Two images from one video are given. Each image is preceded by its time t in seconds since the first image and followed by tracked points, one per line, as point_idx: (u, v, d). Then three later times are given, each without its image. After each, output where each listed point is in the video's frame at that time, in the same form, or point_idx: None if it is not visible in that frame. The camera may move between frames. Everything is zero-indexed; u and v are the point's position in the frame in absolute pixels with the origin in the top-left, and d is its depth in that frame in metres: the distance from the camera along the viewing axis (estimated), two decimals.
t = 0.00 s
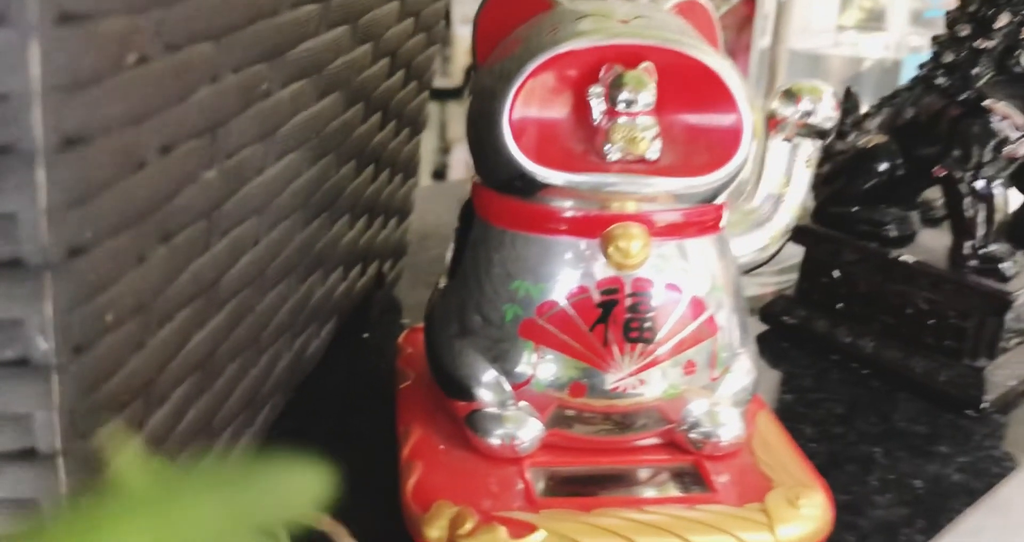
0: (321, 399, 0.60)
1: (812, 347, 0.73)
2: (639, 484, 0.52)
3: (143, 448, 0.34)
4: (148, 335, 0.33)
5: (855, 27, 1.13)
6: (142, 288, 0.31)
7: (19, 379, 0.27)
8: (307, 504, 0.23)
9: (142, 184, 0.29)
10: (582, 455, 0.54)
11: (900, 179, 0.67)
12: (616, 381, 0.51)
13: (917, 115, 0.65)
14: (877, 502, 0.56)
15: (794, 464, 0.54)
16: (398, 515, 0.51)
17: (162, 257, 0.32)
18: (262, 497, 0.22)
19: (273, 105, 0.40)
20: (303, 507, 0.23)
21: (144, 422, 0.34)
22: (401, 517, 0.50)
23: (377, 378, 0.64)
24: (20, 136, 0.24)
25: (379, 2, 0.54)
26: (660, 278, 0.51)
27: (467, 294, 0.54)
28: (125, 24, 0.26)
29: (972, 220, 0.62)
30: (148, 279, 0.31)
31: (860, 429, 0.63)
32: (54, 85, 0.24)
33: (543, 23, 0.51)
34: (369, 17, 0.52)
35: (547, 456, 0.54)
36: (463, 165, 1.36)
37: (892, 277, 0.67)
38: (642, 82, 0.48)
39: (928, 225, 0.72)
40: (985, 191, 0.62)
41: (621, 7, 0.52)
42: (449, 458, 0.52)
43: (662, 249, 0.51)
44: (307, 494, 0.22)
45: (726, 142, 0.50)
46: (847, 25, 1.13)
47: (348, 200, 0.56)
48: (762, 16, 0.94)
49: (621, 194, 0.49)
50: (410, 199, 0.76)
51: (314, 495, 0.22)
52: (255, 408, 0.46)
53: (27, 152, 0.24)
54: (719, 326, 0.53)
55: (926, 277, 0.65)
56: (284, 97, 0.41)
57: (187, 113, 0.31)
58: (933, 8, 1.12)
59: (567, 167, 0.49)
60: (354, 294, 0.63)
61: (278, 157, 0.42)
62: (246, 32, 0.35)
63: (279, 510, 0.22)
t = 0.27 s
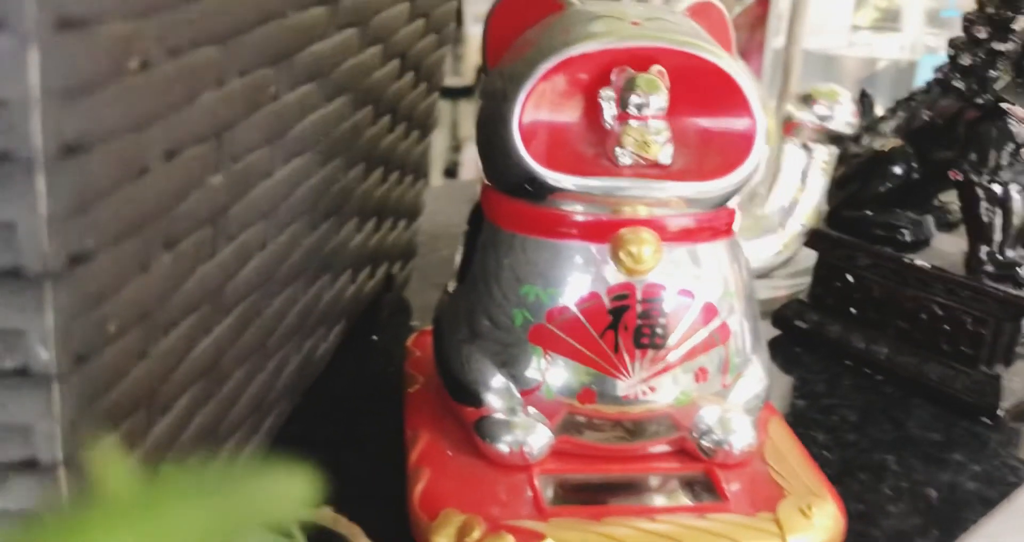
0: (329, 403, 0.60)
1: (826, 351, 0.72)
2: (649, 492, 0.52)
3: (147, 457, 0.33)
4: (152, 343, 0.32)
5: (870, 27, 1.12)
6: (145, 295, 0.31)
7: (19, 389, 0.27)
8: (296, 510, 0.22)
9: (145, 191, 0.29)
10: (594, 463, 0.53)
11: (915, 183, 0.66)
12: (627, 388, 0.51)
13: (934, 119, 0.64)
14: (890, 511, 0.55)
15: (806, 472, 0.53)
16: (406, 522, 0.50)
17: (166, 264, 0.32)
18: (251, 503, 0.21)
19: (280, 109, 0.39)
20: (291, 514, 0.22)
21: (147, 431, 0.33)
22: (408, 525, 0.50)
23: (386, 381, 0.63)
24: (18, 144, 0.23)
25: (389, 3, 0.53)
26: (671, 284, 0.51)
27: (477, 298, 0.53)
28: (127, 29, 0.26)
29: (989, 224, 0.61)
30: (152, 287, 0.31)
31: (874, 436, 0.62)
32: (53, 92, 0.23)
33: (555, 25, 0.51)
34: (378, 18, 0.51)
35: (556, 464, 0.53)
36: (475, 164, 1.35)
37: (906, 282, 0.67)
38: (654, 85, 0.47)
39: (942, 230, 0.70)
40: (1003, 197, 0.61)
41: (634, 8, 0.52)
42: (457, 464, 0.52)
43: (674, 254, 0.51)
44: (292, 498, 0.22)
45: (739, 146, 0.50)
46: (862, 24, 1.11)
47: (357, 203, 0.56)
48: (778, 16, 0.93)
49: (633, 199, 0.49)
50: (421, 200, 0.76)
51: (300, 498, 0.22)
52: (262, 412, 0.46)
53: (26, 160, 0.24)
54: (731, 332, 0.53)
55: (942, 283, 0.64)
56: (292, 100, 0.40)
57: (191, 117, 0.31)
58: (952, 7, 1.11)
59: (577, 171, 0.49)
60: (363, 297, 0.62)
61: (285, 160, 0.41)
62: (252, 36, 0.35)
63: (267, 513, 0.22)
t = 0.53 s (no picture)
0: (333, 412, 0.59)
1: (835, 360, 0.71)
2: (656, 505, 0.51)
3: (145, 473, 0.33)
4: (150, 358, 0.32)
5: (881, 28, 1.10)
6: (143, 311, 0.30)
7: (13, 410, 0.26)
8: (289, 513, 0.17)
9: (142, 206, 0.28)
10: (599, 475, 0.53)
11: (928, 190, 0.66)
12: (634, 399, 0.50)
13: (946, 125, 0.63)
14: (900, 524, 0.54)
15: (816, 485, 0.53)
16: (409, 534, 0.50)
17: (165, 278, 0.31)
18: (231, 504, 0.16)
19: (282, 118, 0.39)
20: (285, 515, 0.17)
21: (146, 447, 0.33)
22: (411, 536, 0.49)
23: (391, 389, 0.63)
24: (9, 163, 0.23)
25: (394, 9, 0.53)
26: (678, 294, 0.50)
27: (482, 307, 0.52)
28: (122, 43, 0.25)
29: (1004, 233, 0.60)
30: (150, 302, 0.30)
31: (884, 447, 0.62)
32: (46, 110, 0.23)
33: (562, 31, 0.50)
34: (383, 24, 0.51)
35: (561, 476, 0.52)
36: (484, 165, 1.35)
37: (917, 290, 0.66)
38: (662, 93, 0.47)
39: (953, 237, 0.69)
40: (1017, 205, 0.60)
41: (642, 15, 0.51)
42: (462, 475, 0.51)
43: (681, 263, 0.50)
44: (286, 504, 0.17)
45: (748, 155, 0.49)
46: (873, 26, 1.09)
47: (362, 210, 0.55)
48: (788, 18, 0.92)
49: (640, 208, 0.48)
50: (428, 205, 0.75)
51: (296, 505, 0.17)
52: (264, 424, 0.45)
53: (18, 179, 0.23)
54: (739, 343, 0.52)
55: (953, 291, 0.63)
56: (294, 109, 0.40)
57: (190, 130, 0.30)
58: (961, 10, 1.12)
59: (583, 180, 0.48)
60: (369, 304, 0.62)
61: (288, 170, 0.41)
62: (252, 45, 0.34)
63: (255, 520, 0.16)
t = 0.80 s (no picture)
0: (335, 423, 0.59)
1: (843, 370, 0.71)
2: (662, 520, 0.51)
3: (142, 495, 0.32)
4: (145, 379, 0.31)
5: (891, 30, 1.09)
6: (137, 332, 0.29)
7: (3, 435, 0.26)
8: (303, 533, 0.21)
9: (136, 226, 0.28)
10: (602, 489, 0.52)
11: (938, 199, 0.65)
12: (639, 414, 0.49)
13: (956, 134, 0.63)
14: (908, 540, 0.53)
15: (822, 499, 0.52)
16: None
17: (160, 298, 0.31)
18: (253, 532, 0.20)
19: (281, 131, 0.38)
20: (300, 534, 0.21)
21: (142, 468, 0.32)
22: None
23: (393, 399, 0.62)
24: None
25: (398, 17, 0.52)
26: (683, 308, 0.49)
27: (485, 319, 0.52)
28: (114, 63, 0.25)
29: (1014, 243, 0.58)
30: (145, 323, 0.30)
31: (892, 461, 0.61)
32: (34, 133, 0.22)
33: (567, 41, 0.50)
34: (386, 33, 0.50)
35: (564, 491, 0.52)
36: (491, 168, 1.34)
37: (927, 301, 0.65)
38: (668, 105, 0.46)
39: (964, 247, 0.69)
40: None
41: (648, 24, 0.51)
42: (464, 490, 0.51)
43: (687, 276, 0.49)
44: (302, 524, 0.20)
45: (755, 167, 0.49)
46: (882, 29, 1.08)
47: (365, 220, 0.55)
48: (798, 22, 0.92)
49: (645, 220, 0.48)
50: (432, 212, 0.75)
51: (309, 525, 0.20)
52: (264, 438, 0.45)
53: (7, 204, 0.23)
54: (745, 356, 0.51)
55: (965, 302, 0.62)
56: (293, 122, 0.39)
57: (186, 148, 0.30)
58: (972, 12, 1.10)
59: (587, 192, 0.48)
60: (372, 313, 0.61)
61: (288, 183, 0.40)
62: (251, 60, 0.34)
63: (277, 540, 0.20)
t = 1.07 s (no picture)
0: (331, 434, 0.58)
1: (849, 380, 0.69)
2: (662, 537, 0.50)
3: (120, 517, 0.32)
4: (124, 399, 0.30)
5: (902, 34, 1.06)
6: (114, 352, 0.29)
7: None
8: None
9: (111, 244, 0.27)
10: (599, 505, 0.51)
11: (946, 209, 0.63)
12: (638, 429, 0.48)
13: (965, 142, 0.61)
14: None
15: (826, 515, 0.51)
16: None
17: (138, 316, 0.30)
18: None
19: (269, 142, 0.37)
20: None
21: (121, 490, 0.32)
22: None
23: (390, 409, 0.61)
24: None
25: (394, 23, 0.51)
26: (683, 320, 0.48)
27: (483, 331, 0.51)
28: (85, 78, 0.24)
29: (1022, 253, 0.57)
30: (122, 342, 0.29)
31: (898, 475, 0.60)
32: None
33: (566, 48, 0.49)
34: (382, 39, 0.49)
35: (561, 507, 0.51)
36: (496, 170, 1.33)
37: (933, 310, 0.63)
38: (669, 113, 0.45)
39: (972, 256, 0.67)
40: None
41: (650, 30, 0.50)
42: (460, 505, 0.50)
43: (687, 288, 0.48)
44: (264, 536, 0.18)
45: (758, 177, 0.48)
46: (893, 32, 1.06)
47: (361, 229, 0.54)
48: (805, 25, 0.90)
49: (645, 232, 0.47)
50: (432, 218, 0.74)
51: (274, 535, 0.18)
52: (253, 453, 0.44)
53: None
54: (747, 370, 0.50)
55: (973, 313, 0.61)
56: (282, 133, 0.38)
57: (165, 162, 0.29)
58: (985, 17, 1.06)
59: (586, 203, 0.47)
60: (368, 322, 0.60)
61: (276, 195, 0.40)
62: (235, 71, 0.33)
63: None
